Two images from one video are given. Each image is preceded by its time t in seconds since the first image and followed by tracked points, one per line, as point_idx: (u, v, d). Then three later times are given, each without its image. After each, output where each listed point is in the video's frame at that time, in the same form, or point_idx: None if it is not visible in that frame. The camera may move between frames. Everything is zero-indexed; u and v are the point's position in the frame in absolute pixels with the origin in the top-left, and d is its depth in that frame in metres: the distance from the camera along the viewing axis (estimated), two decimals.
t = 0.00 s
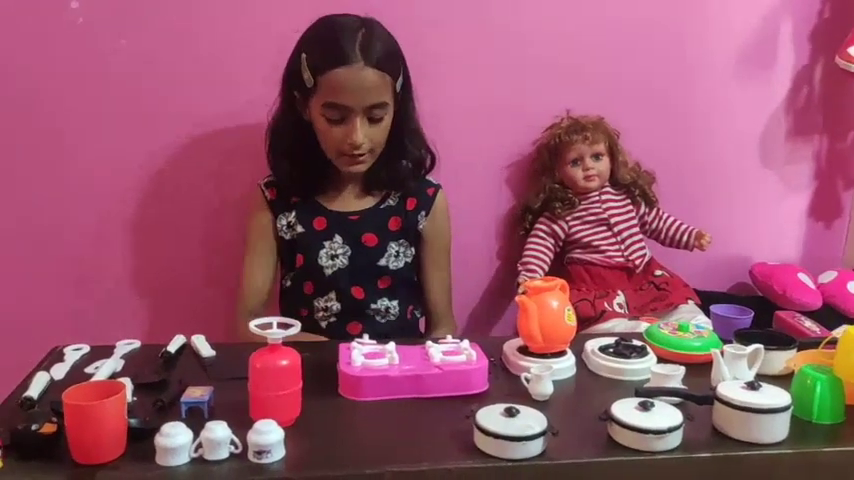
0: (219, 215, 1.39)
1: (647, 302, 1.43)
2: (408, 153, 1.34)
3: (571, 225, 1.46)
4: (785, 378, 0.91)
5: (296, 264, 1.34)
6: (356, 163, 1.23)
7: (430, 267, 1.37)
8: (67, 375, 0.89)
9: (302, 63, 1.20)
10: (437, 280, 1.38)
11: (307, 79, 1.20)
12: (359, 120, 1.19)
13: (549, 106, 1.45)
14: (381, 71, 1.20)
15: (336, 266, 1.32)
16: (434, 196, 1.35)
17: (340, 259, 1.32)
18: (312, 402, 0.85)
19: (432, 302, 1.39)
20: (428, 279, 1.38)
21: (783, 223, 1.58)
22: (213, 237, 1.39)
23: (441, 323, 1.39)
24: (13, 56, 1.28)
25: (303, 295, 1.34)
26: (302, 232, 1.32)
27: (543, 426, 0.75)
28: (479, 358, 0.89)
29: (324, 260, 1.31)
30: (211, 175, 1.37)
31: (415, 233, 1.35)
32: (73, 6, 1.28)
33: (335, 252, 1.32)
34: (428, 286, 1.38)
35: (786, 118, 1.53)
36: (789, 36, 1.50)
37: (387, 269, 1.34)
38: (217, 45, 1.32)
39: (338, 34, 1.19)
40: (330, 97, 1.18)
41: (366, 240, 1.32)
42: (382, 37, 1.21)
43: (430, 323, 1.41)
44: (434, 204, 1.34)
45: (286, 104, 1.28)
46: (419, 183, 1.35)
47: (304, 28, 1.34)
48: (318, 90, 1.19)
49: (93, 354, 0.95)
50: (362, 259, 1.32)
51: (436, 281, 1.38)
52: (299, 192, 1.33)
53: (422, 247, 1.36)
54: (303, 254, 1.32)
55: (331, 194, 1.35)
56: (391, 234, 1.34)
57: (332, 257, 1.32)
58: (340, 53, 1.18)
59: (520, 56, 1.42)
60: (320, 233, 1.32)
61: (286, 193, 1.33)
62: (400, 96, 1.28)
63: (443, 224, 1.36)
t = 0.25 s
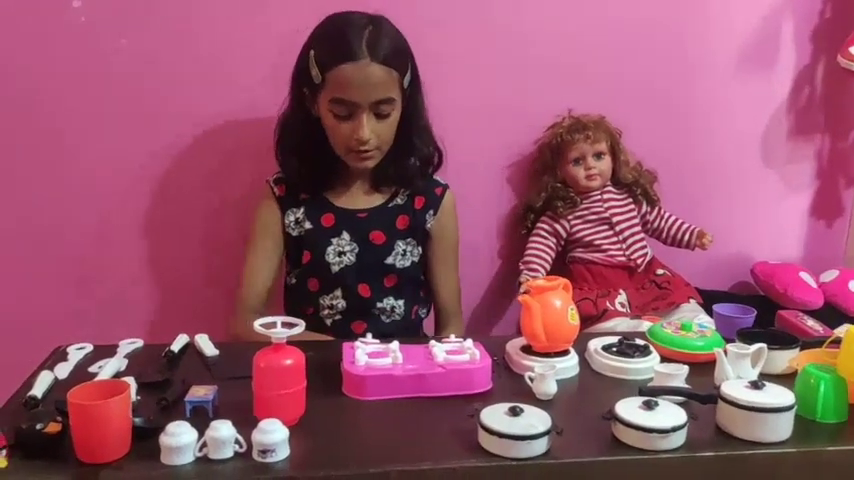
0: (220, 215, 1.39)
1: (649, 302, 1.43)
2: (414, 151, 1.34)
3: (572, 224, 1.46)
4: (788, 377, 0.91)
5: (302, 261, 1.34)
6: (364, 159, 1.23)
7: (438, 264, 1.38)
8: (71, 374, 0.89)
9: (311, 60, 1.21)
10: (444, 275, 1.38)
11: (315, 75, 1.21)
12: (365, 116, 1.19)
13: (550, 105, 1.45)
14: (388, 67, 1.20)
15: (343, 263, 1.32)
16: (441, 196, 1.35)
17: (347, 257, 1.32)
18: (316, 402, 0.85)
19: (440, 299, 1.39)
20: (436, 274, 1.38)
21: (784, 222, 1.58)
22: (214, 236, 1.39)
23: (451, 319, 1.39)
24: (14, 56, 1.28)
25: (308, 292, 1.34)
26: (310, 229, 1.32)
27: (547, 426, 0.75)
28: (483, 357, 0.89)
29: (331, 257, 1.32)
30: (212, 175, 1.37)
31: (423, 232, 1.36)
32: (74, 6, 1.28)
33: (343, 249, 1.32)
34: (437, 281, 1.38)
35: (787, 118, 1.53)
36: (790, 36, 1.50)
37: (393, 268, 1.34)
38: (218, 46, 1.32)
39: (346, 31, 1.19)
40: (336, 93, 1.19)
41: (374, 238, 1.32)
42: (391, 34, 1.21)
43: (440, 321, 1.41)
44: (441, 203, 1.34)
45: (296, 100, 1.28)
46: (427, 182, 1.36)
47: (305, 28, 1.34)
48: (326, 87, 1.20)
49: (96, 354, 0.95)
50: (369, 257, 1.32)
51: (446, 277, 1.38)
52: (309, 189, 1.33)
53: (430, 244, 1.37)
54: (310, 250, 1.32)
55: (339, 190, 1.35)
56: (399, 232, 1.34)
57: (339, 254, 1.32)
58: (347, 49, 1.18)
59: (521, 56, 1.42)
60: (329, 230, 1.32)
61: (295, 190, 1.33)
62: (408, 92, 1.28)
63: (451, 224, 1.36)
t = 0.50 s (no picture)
0: (219, 214, 1.38)
1: (647, 300, 1.42)
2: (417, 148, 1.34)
3: (571, 222, 1.46)
4: (785, 375, 0.91)
5: (305, 257, 1.33)
6: (368, 158, 1.22)
7: (446, 262, 1.38)
8: (67, 373, 0.89)
9: (315, 60, 1.21)
10: (451, 268, 1.39)
11: (320, 75, 1.21)
12: (369, 115, 1.18)
13: (549, 104, 1.45)
14: (392, 67, 1.20)
15: (346, 259, 1.32)
16: (445, 193, 1.35)
17: (350, 253, 1.32)
18: (313, 401, 0.85)
19: (449, 295, 1.40)
20: (443, 266, 1.39)
21: (784, 221, 1.58)
22: (214, 235, 1.39)
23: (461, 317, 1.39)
24: (13, 56, 1.28)
25: (309, 289, 1.34)
26: (314, 225, 1.32)
27: (544, 424, 0.75)
28: (480, 356, 0.89)
29: (334, 253, 1.31)
30: (211, 174, 1.37)
31: (427, 229, 1.36)
32: (73, 5, 1.27)
33: (346, 246, 1.32)
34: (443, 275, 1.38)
35: (787, 116, 1.53)
36: (789, 35, 1.49)
37: (396, 265, 1.34)
38: (217, 45, 1.31)
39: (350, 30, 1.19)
40: (340, 93, 1.18)
41: (378, 235, 1.32)
42: (394, 33, 1.20)
43: (451, 318, 1.40)
44: (446, 200, 1.35)
45: (301, 98, 1.28)
46: (430, 179, 1.36)
47: (305, 28, 1.33)
48: (330, 86, 1.19)
49: (93, 353, 0.95)
50: (372, 254, 1.32)
51: (452, 272, 1.39)
52: (313, 185, 1.34)
53: (435, 241, 1.37)
54: (313, 247, 1.32)
55: (343, 186, 1.35)
56: (402, 229, 1.34)
57: (342, 250, 1.32)
58: (350, 49, 1.18)
59: (521, 56, 1.42)
60: (332, 226, 1.32)
61: (299, 186, 1.33)
62: (413, 90, 1.29)
63: (456, 222, 1.37)
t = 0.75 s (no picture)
0: (217, 214, 1.38)
1: (643, 302, 1.43)
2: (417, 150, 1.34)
3: (567, 223, 1.45)
4: (779, 378, 0.91)
5: (304, 258, 1.33)
6: (368, 161, 1.22)
7: (446, 262, 1.38)
8: (61, 375, 0.89)
9: (314, 64, 1.20)
10: (451, 269, 1.38)
11: (319, 79, 1.20)
12: (368, 120, 1.18)
13: (547, 105, 1.45)
14: (391, 71, 1.19)
15: (345, 260, 1.32)
16: (445, 196, 1.35)
17: (349, 254, 1.31)
18: (308, 403, 0.85)
19: (450, 295, 1.40)
20: (443, 266, 1.38)
21: (782, 222, 1.58)
22: (212, 236, 1.39)
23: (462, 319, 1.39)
24: (13, 56, 1.28)
25: (308, 290, 1.34)
26: (314, 227, 1.32)
27: (535, 427, 0.75)
28: (473, 358, 0.89)
29: (333, 254, 1.31)
30: (209, 174, 1.37)
31: (426, 231, 1.35)
32: (73, 5, 1.28)
33: (345, 247, 1.31)
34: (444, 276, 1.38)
35: (784, 116, 1.53)
36: (787, 35, 1.49)
37: (395, 267, 1.33)
38: (216, 45, 1.31)
39: (349, 35, 1.18)
40: (339, 98, 1.18)
41: (377, 236, 1.32)
42: (393, 36, 1.20)
43: (451, 319, 1.40)
44: (445, 203, 1.34)
45: (302, 100, 1.28)
46: (430, 181, 1.36)
47: (304, 28, 1.33)
48: (329, 91, 1.19)
49: (88, 354, 0.95)
50: (371, 255, 1.32)
51: (452, 273, 1.38)
52: (313, 186, 1.34)
53: (434, 242, 1.37)
54: (312, 247, 1.32)
55: (342, 188, 1.35)
56: (401, 231, 1.33)
57: (341, 251, 1.31)
58: (350, 55, 1.17)
59: (520, 56, 1.42)
60: (332, 228, 1.31)
61: (298, 187, 1.33)
62: (413, 92, 1.28)
63: (455, 224, 1.36)
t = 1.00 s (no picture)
0: (215, 215, 1.38)
1: (643, 304, 1.42)
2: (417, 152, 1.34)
3: (566, 225, 1.45)
4: (775, 382, 0.90)
5: (303, 261, 1.32)
6: (368, 162, 1.21)
7: (446, 265, 1.37)
8: (53, 377, 0.89)
9: (314, 65, 1.20)
10: (451, 271, 1.37)
11: (318, 81, 1.20)
12: (367, 122, 1.17)
13: (546, 106, 1.45)
14: (390, 73, 1.18)
15: (344, 263, 1.30)
16: (446, 199, 1.34)
17: (349, 257, 1.30)
18: (300, 405, 0.84)
19: (450, 297, 1.38)
20: (443, 269, 1.37)
21: (782, 223, 1.57)
22: (210, 237, 1.39)
23: (461, 322, 1.38)
24: (12, 55, 1.28)
25: (307, 292, 1.32)
26: (313, 229, 1.31)
27: (527, 431, 0.74)
28: (467, 361, 0.89)
29: (332, 256, 1.30)
30: (207, 174, 1.36)
31: (426, 233, 1.34)
32: (74, 5, 1.27)
33: (345, 249, 1.30)
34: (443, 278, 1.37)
35: (785, 117, 1.52)
36: (788, 35, 1.48)
37: (395, 270, 1.32)
38: (215, 45, 1.31)
39: (348, 37, 1.17)
40: (337, 100, 1.17)
41: (376, 239, 1.31)
42: (393, 38, 1.19)
43: (451, 321, 1.39)
44: (446, 205, 1.33)
45: (302, 101, 1.27)
46: (431, 183, 1.35)
47: (304, 28, 1.33)
48: (328, 93, 1.18)
49: (81, 356, 0.95)
50: (370, 258, 1.31)
51: (452, 275, 1.37)
52: (313, 188, 1.33)
53: (434, 244, 1.35)
54: (311, 249, 1.30)
55: (343, 190, 1.34)
56: (401, 233, 1.32)
57: (341, 254, 1.30)
58: (349, 57, 1.16)
59: (520, 56, 1.41)
60: (331, 230, 1.30)
61: (298, 189, 1.33)
62: (414, 94, 1.27)
63: (455, 226, 1.35)
